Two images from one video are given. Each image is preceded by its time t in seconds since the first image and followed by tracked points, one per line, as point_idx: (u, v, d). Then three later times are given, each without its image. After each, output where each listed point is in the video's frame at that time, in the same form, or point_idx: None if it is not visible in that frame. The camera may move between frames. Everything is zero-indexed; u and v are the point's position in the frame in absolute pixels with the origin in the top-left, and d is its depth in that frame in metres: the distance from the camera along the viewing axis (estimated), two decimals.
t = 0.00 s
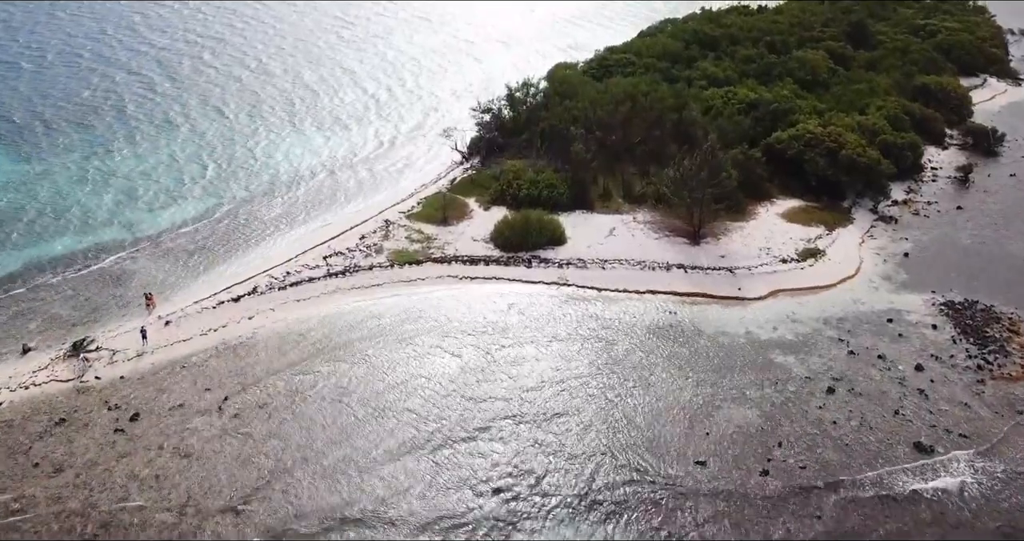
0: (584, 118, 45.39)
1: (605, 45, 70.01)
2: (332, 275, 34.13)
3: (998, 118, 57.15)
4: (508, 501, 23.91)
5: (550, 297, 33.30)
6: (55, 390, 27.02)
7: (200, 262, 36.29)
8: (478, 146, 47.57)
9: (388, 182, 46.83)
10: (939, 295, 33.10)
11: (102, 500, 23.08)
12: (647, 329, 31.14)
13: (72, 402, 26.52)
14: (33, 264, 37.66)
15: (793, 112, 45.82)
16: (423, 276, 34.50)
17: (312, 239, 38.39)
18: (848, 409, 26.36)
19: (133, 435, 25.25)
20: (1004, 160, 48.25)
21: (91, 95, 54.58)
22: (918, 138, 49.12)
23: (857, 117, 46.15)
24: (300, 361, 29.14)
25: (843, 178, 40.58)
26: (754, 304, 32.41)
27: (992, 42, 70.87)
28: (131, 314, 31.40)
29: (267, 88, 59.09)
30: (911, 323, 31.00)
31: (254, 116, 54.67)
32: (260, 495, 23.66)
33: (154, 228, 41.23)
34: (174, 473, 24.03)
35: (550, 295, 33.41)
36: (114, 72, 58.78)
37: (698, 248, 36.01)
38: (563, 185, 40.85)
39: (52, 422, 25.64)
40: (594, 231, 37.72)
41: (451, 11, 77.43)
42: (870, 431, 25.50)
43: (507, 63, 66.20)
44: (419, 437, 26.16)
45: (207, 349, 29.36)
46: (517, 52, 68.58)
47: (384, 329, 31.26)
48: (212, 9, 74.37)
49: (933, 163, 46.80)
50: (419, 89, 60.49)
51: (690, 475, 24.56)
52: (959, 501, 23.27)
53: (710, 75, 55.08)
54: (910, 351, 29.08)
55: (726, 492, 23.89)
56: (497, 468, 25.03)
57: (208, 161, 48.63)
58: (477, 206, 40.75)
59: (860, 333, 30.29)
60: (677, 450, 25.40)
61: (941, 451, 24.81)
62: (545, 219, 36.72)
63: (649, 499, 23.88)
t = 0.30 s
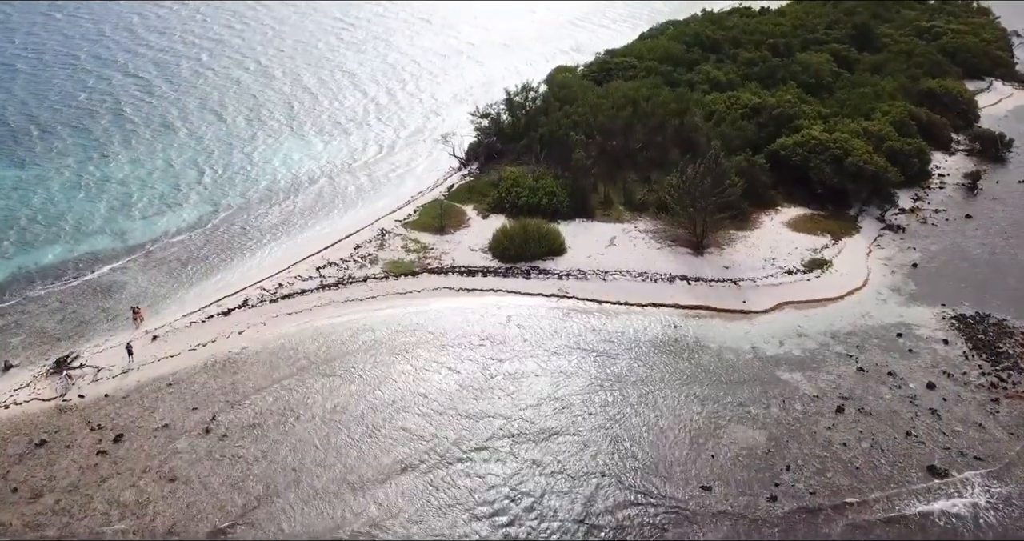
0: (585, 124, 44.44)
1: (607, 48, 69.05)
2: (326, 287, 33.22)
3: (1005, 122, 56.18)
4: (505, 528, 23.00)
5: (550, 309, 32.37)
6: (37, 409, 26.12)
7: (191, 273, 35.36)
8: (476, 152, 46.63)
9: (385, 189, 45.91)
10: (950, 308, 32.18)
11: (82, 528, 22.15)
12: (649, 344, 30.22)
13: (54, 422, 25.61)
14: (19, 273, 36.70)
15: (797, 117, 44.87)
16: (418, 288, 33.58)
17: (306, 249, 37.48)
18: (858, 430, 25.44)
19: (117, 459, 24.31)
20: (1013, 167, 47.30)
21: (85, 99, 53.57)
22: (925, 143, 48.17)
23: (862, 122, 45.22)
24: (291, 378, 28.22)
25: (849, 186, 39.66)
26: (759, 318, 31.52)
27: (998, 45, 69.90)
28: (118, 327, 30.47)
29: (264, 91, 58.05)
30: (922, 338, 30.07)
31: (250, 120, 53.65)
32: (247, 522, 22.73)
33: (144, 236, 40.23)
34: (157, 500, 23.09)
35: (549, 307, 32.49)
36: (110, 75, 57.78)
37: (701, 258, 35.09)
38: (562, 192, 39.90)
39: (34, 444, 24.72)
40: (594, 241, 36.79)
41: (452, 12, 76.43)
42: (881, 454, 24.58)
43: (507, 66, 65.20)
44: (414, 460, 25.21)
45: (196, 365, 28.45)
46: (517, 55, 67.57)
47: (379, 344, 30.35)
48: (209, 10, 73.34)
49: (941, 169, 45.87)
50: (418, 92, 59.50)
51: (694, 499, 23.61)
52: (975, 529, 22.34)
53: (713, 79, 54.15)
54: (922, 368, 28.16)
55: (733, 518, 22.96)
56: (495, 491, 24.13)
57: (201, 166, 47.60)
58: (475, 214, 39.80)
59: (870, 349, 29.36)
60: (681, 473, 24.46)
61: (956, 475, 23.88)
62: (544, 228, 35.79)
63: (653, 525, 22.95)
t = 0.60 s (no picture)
0: (585, 130, 43.52)
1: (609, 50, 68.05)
2: (319, 299, 32.31)
3: (1013, 127, 55.25)
4: None
5: (550, 322, 31.46)
6: (19, 429, 25.26)
7: (181, 284, 34.46)
8: (474, 157, 45.70)
9: (382, 195, 44.98)
10: (961, 321, 31.29)
11: None
12: (652, 359, 29.33)
13: (36, 443, 24.77)
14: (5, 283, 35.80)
15: (802, 123, 43.93)
16: (414, 300, 32.67)
17: (299, 259, 36.58)
18: (869, 451, 24.56)
19: (100, 482, 23.44)
20: (1021, 173, 46.39)
21: (79, 103, 52.65)
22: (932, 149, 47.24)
23: (868, 128, 44.29)
24: (282, 396, 27.30)
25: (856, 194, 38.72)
26: (765, 332, 30.62)
27: (1004, 47, 68.95)
28: (103, 342, 29.55)
29: (260, 94, 57.08)
30: (933, 353, 29.16)
31: (246, 124, 52.63)
32: None
33: (133, 244, 39.22)
34: (140, 526, 22.22)
35: (548, 320, 31.60)
36: (104, 78, 56.85)
37: (704, 269, 34.19)
38: (562, 200, 38.97)
39: (14, 467, 23.86)
40: (595, 250, 35.86)
41: (451, 13, 75.44)
42: (893, 477, 23.69)
43: (507, 68, 64.24)
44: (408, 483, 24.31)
45: (184, 381, 27.56)
46: (518, 56, 66.62)
47: (373, 359, 29.46)
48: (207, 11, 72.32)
49: (948, 176, 44.98)
50: (417, 95, 58.50)
51: (698, 525, 22.73)
52: None
53: (716, 82, 53.22)
54: (933, 385, 27.26)
55: None
56: (492, 516, 23.27)
57: (193, 172, 46.49)
58: (472, 222, 38.87)
59: (880, 365, 28.45)
60: (685, 497, 23.59)
61: (971, 500, 23.00)
62: (543, 238, 34.88)
63: None
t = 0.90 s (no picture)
0: (585, 136, 42.64)
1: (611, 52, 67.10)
2: (312, 311, 31.42)
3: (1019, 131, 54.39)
4: None
5: (550, 335, 30.59)
6: None
7: (172, 295, 33.55)
8: (472, 163, 44.78)
9: (380, 201, 44.07)
10: (972, 335, 30.44)
11: None
12: (654, 374, 28.47)
13: (16, 464, 23.94)
14: None
15: (807, 128, 43.02)
16: (410, 312, 31.80)
17: (293, 269, 35.69)
18: (881, 473, 23.70)
19: (81, 506, 22.62)
20: None
21: (73, 106, 51.70)
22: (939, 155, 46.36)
23: (874, 134, 43.40)
24: (273, 413, 26.43)
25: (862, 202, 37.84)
26: (770, 346, 29.77)
27: (1009, 49, 68.07)
28: (89, 356, 28.66)
29: (258, 96, 56.12)
30: (944, 368, 28.32)
31: (241, 127, 51.64)
32: None
33: (122, 253, 38.26)
34: None
35: (548, 333, 30.74)
36: (100, 81, 55.92)
37: (708, 280, 33.32)
38: (562, 208, 38.09)
39: None
40: (596, 260, 34.94)
41: (450, 14, 74.39)
42: (906, 501, 22.85)
43: (507, 70, 63.30)
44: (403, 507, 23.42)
45: (172, 399, 26.71)
46: (519, 58, 65.68)
47: (368, 374, 28.58)
48: (205, 12, 71.32)
49: (955, 182, 44.12)
50: (415, 98, 57.51)
51: None
52: None
53: (718, 86, 52.35)
54: (946, 402, 26.42)
55: None
56: None
57: (187, 177, 45.53)
58: (470, 230, 37.97)
59: (890, 381, 27.59)
60: (691, 521, 22.73)
61: (988, 525, 22.14)
62: (543, 247, 34.00)
63: None
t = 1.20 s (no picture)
0: (586, 141, 41.81)
1: (613, 54, 66.19)
2: (305, 324, 30.58)
3: None
4: None
5: (551, 349, 29.77)
6: None
7: (163, 306, 32.74)
8: (470, 169, 43.87)
9: (377, 208, 43.22)
10: (985, 348, 29.59)
11: None
12: (658, 391, 27.62)
13: None
14: None
15: (812, 133, 42.17)
16: (406, 324, 30.94)
17: (287, 280, 34.86)
18: (894, 497, 22.90)
19: (63, 531, 21.83)
20: None
21: (67, 109, 50.78)
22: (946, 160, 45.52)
23: (881, 139, 42.57)
24: (264, 432, 25.61)
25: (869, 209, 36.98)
26: (777, 361, 28.95)
27: (1015, 52, 67.20)
28: (76, 371, 27.89)
29: (256, 99, 55.20)
30: (956, 384, 27.46)
31: (237, 131, 50.69)
32: None
33: (112, 262, 37.37)
34: None
35: (548, 346, 29.88)
36: (96, 82, 54.96)
37: (712, 291, 32.47)
38: (562, 215, 37.24)
39: None
40: (597, 270, 34.09)
41: (450, 16, 73.51)
42: (921, 526, 22.03)
43: (508, 72, 62.42)
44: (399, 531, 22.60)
45: (161, 416, 25.92)
46: (519, 60, 64.82)
47: (363, 389, 27.76)
48: (203, 13, 70.36)
49: (963, 188, 43.25)
50: (413, 101, 56.58)
51: None
52: None
53: (721, 90, 51.53)
54: (959, 420, 25.61)
55: None
56: None
57: (183, 182, 44.66)
58: (469, 238, 37.11)
59: (901, 397, 26.76)
60: None
61: None
62: (542, 257, 33.12)
63: None
